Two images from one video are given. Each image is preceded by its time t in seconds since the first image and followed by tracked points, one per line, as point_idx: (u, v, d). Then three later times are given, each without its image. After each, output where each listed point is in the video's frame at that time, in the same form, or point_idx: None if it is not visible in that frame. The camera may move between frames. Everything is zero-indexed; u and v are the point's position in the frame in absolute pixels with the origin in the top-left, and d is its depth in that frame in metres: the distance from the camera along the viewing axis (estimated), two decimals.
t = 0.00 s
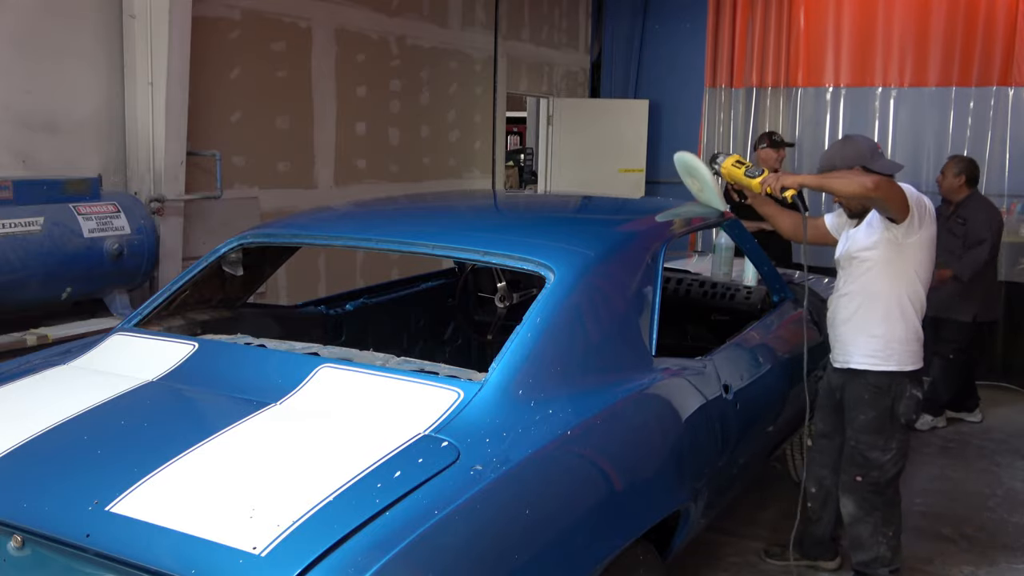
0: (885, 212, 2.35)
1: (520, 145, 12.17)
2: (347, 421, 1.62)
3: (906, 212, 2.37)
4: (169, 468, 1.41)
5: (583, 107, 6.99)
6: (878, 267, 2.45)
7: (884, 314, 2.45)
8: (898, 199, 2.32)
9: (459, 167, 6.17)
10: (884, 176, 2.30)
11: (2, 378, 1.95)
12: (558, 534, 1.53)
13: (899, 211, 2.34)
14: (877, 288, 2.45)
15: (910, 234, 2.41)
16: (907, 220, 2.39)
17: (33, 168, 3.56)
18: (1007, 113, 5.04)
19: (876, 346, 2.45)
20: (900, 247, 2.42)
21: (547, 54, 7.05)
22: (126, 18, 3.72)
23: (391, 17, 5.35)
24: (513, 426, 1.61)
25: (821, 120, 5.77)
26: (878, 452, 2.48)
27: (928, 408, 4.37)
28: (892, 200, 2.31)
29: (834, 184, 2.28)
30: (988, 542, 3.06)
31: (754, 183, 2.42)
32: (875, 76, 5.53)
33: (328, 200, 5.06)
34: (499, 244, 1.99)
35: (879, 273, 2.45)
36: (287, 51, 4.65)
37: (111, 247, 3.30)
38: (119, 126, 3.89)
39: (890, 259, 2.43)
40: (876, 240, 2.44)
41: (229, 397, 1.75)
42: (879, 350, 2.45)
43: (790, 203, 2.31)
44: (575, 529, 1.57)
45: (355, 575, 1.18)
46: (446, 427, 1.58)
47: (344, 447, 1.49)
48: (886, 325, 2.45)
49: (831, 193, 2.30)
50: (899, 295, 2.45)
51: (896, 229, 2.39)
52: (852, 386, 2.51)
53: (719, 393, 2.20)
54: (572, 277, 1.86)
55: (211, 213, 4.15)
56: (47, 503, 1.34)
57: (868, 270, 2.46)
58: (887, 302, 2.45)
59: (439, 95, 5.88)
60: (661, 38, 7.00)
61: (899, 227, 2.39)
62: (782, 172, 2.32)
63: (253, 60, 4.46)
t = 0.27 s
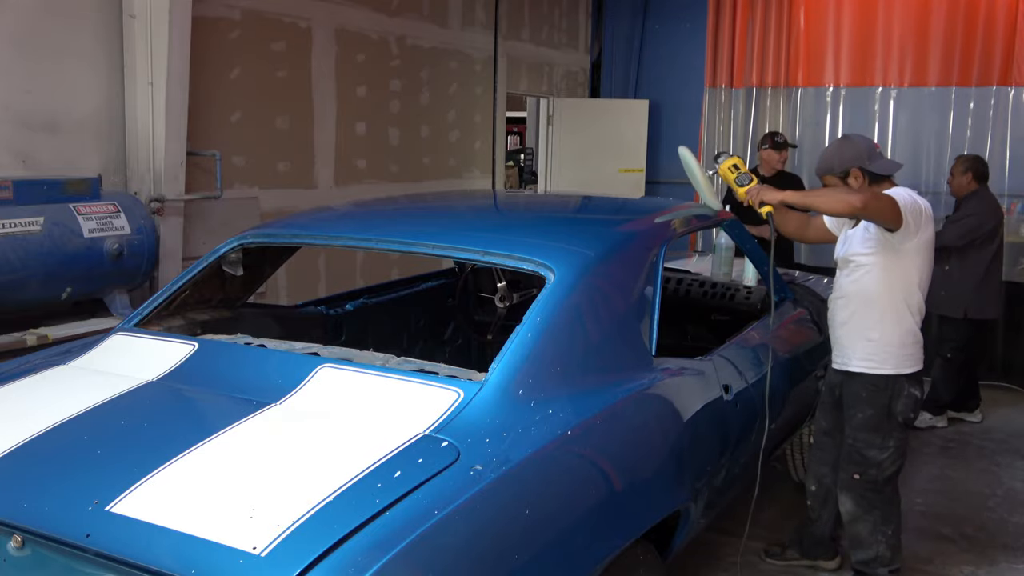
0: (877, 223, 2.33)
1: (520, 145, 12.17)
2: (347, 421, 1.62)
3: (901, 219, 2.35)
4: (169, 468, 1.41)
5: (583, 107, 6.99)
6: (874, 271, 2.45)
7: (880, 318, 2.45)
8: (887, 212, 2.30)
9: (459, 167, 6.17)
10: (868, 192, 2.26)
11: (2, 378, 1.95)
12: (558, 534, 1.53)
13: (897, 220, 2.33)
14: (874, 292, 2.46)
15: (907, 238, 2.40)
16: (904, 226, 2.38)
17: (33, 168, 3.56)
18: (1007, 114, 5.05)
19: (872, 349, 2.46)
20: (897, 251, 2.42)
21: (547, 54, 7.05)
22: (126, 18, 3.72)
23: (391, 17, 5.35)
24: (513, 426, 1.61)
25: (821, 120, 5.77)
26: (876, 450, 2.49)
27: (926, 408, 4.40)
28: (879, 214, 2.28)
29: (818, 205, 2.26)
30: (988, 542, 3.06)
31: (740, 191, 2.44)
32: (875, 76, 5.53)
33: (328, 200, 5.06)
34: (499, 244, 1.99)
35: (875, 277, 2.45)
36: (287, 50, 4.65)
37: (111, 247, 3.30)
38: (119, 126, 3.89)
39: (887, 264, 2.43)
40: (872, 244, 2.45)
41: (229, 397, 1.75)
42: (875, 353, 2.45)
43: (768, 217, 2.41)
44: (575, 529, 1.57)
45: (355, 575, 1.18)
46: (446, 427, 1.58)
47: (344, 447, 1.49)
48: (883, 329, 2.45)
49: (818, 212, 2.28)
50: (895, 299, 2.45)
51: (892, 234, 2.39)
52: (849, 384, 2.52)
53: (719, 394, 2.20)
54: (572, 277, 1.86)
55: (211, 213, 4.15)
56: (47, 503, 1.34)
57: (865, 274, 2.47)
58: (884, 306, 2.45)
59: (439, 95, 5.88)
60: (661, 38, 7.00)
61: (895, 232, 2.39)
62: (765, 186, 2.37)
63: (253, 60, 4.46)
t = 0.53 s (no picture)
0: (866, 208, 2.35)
1: (520, 145, 12.17)
2: (346, 421, 1.62)
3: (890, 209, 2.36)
4: (169, 468, 1.41)
5: (583, 107, 6.99)
6: (865, 265, 2.46)
7: (871, 311, 2.46)
8: (876, 195, 2.31)
9: (458, 167, 6.17)
10: (861, 169, 2.28)
11: (2, 378, 1.95)
12: (558, 534, 1.53)
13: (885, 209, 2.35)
14: (865, 286, 2.47)
15: (897, 231, 2.41)
16: (893, 216, 2.38)
17: (33, 168, 3.56)
18: (1007, 114, 5.05)
19: (864, 343, 2.46)
20: (886, 244, 2.43)
21: (547, 54, 7.05)
22: (126, 18, 3.72)
23: (391, 17, 5.35)
24: (513, 426, 1.61)
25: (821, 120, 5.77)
26: (871, 451, 2.47)
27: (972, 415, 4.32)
28: (870, 194, 2.30)
29: (812, 179, 2.28)
30: (988, 542, 3.06)
31: (745, 181, 2.42)
32: (875, 75, 5.53)
33: (328, 200, 5.06)
34: (499, 243, 1.99)
35: (865, 271, 2.46)
36: (287, 50, 4.65)
37: (111, 247, 3.30)
38: (119, 126, 3.89)
39: (877, 256, 2.44)
40: (863, 237, 2.46)
41: (229, 397, 1.75)
42: (867, 347, 2.45)
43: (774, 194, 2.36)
44: (575, 528, 1.57)
45: (355, 574, 1.18)
46: (446, 427, 1.58)
47: (344, 447, 1.49)
48: (874, 322, 2.45)
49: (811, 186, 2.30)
50: (887, 292, 2.45)
51: (881, 226, 2.40)
52: (843, 385, 2.51)
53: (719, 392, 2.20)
54: (572, 277, 1.86)
55: (211, 213, 4.15)
56: (47, 503, 1.34)
57: (856, 268, 2.48)
58: (876, 299, 2.45)
59: (439, 95, 5.88)
60: (661, 38, 7.00)
61: (884, 224, 2.40)
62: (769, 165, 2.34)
63: (253, 60, 4.46)
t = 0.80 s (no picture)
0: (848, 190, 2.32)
1: (520, 145, 12.17)
2: (346, 421, 1.62)
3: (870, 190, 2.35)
4: (168, 468, 1.41)
5: (583, 107, 6.99)
6: (846, 248, 2.46)
7: (856, 292, 2.47)
8: (861, 175, 2.29)
9: (459, 167, 6.17)
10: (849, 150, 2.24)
11: (2, 378, 1.95)
12: (558, 534, 1.53)
13: (866, 190, 2.32)
14: (848, 268, 2.47)
15: (876, 212, 2.39)
16: (873, 200, 2.35)
17: (33, 168, 3.56)
18: (1007, 113, 5.06)
19: (851, 325, 2.46)
20: (865, 226, 2.42)
21: (547, 54, 7.05)
22: (126, 18, 3.72)
23: (391, 17, 5.35)
24: (513, 426, 1.61)
25: (820, 120, 5.75)
26: (868, 431, 2.48)
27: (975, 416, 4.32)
28: (856, 176, 2.27)
29: (804, 157, 2.21)
30: (988, 542, 3.05)
31: (726, 166, 2.37)
32: (875, 75, 5.52)
33: (328, 200, 5.06)
34: (499, 244, 1.99)
35: (847, 253, 2.46)
36: (287, 50, 4.65)
37: (111, 247, 3.30)
38: (119, 126, 3.89)
39: (857, 238, 2.44)
40: (841, 221, 2.45)
41: (229, 397, 1.75)
42: (855, 328, 2.46)
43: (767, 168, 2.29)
44: (575, 528, 1.57)
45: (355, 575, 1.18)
46: (446, 427, 1.58)
47: (344, 448, 1.49)
48: (860, 302, 2.46)
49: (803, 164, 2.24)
50: (870, 272, 2.46)
51: (861, 209, 2.38)
52: (837, 368, 2.51)
53: (719, 389, 2.21)
54: (572, 277, 1.86)
55: (211, 213, 4.15)
56: (47, 503, 1.34)
57: (837, 251, 2.48)
58: (859, 280, 2.46)
59: (439, 95, 5.88)
60: (661, 38, 7.00)
61: (864, 207, 2.37)
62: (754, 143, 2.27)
63: (253, 60, 4.46)
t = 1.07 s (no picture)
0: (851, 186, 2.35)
1: (521, 145, 12.17)
2: (346, 421, 1.62)
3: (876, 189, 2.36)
4: (168, 468, 1.41)
5: (583, 107, 6.99)
6: (850, 247, 2.47)
7: (859, 293, 2.46)
8: (862, 171, 2.30)
9: (459, 167, 6.17)
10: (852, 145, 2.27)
11: (2, 378, 1.95)
12: (558, 534, 1.53)
13: (870, 188, 2.35)
14: (852, 268, 2.47)
15: (881, 212, 2.40)
16: (878, 198, 2.38)
17: (33, 168, 3.56)
18: (1007, 113, 5.07)
19: (852, 325, 2.45)
20: (871, 226, 2.43)
21: (547, 54, 7.05)
22: (126, 18, 3.72)
23: (391, 17, 5.35)
24: (513, 426, 1.61)
25: (820, 119, 5.75)
26: (864, 438, 2.48)
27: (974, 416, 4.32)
28: (855, 170, 2.29)
29: (802, 147, 2.27)
30: (988, 542, 3.06)
31: (733, 161, 2.46)
32: (875, 75, 5.52)
33: (328, 200, 5.06)
34: (499, 244, 1.99)
35: (851, 252, 2.47)
36: (287, 50, 4.65)
37: (111, 247, 3.30)
38: (119, 126, 3.89)
39: (862, 238, 2.45)
40: (848, 220, 2.47)
41: (229, 397, 1.75)
42: (855, 328, 2.45)
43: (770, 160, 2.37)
44: (575, 528, 1.57)
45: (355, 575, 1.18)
46: (446, 427, 1.58)
47: (344, 448, 1.49)
48: (862, 304, 2.45)
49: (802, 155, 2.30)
50: (873, 274, 2.45)
51: (866, 207, 2.40)
52: (833, 373, 2.52)
53: (719, 390, 2.20)
54: (572, 277, 1.86)
55: (211, 213, 4.15)
56: (47, 503, 1.34)
57: (842, 250, 2.49)
58: (862, 281, 2.45)
59: (439, 95, 5.88)
60: (661, 38, 7.00)
61: (869, 206, 2.39)
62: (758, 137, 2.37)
63: (253, 60, 4.46)
